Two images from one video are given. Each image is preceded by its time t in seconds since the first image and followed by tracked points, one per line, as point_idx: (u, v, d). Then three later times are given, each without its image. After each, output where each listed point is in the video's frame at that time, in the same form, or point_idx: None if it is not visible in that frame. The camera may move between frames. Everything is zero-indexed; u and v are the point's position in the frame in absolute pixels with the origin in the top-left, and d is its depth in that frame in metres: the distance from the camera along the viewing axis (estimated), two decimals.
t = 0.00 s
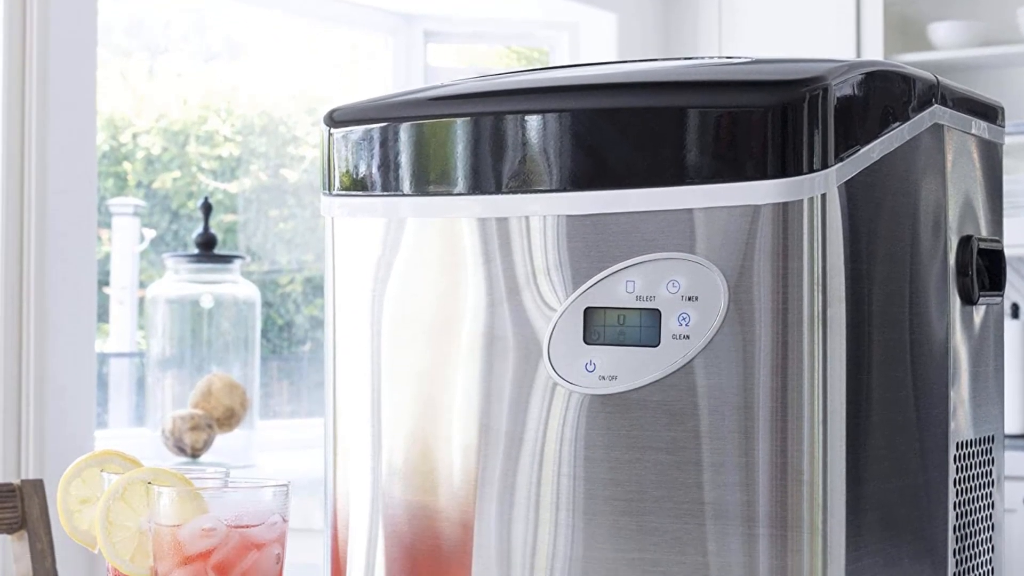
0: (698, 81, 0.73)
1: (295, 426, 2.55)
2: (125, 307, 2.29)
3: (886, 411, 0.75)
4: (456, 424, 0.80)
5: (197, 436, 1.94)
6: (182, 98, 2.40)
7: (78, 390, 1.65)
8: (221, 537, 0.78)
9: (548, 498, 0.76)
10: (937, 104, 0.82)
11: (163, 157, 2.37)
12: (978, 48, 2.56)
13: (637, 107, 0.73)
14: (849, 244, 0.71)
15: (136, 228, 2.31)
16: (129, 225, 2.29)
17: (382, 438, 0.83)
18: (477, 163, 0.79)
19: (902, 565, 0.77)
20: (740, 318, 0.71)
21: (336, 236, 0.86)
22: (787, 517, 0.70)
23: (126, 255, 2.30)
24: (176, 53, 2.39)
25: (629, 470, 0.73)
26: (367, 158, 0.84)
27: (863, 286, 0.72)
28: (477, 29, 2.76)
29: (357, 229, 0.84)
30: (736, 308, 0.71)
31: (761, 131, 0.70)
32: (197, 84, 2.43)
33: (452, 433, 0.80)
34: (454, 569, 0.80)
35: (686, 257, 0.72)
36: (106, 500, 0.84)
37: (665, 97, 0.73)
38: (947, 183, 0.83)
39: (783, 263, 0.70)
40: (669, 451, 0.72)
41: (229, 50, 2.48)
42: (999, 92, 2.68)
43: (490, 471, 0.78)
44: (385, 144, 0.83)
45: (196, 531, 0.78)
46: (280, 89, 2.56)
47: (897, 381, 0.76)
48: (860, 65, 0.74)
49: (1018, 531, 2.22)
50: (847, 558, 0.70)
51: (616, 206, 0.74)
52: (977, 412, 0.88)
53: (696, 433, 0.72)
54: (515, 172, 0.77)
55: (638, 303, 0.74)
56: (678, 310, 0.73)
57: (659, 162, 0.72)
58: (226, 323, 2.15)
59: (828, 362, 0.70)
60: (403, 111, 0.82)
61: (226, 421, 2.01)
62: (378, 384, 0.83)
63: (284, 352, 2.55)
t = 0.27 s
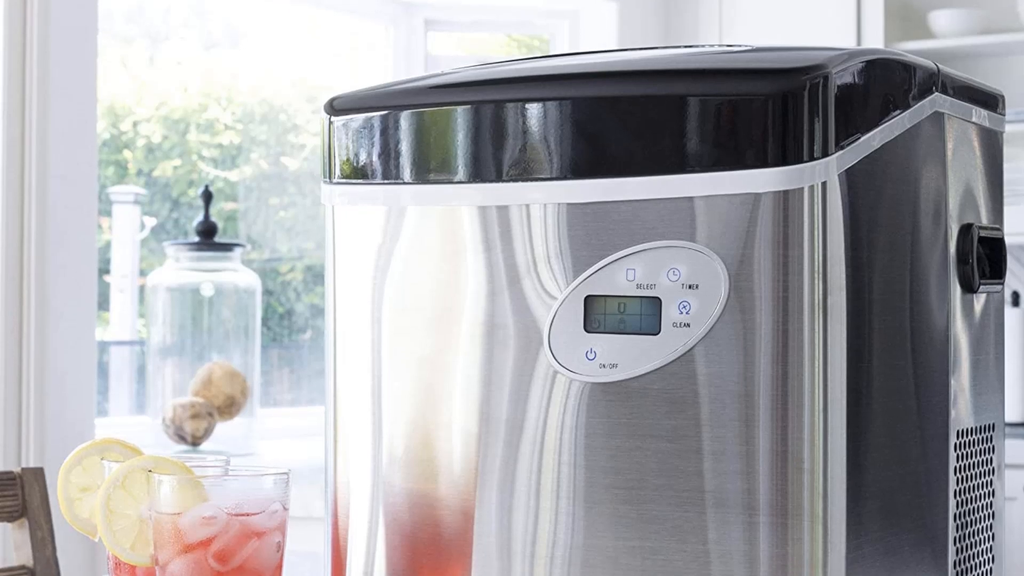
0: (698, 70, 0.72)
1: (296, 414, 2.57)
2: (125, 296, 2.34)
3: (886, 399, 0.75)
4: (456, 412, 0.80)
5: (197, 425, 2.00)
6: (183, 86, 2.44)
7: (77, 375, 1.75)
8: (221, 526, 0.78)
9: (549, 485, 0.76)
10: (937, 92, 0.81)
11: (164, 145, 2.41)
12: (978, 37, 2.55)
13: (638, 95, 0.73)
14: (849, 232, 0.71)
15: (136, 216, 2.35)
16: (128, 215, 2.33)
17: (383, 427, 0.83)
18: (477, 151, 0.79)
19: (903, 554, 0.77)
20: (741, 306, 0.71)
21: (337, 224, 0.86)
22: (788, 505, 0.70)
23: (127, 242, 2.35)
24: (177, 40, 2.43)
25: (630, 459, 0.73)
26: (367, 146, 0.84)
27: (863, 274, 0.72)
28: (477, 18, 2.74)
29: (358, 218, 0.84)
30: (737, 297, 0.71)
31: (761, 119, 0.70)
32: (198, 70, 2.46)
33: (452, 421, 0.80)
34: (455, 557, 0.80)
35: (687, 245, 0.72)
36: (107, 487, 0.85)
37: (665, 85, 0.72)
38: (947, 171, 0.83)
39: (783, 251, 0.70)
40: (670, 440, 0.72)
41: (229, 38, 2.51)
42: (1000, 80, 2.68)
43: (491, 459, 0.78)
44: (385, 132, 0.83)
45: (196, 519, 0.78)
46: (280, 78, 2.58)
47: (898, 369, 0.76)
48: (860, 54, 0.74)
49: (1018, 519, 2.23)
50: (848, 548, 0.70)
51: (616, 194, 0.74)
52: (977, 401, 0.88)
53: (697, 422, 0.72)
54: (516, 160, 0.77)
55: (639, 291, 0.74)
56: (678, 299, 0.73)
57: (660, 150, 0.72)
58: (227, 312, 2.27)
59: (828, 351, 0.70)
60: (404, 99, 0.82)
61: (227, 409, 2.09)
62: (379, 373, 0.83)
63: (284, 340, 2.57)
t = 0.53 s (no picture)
0: (698, 58, 0.72)
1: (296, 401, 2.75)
2: (125, 283, 2.60)
3: (886, 387, 0.75)
4: (457, 401, 0.80)
5: (198, 414, 2.29)
6: (183, 75, 2.66)
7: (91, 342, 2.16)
8: (221, 514, 0.78)
9: (550, 474, 0.76)
10: (937, 81, 0.81)
11: (163, 134, 2.65)
12: (978, 26, 2.53)
13: (638, 84, 0.73)
14: (849, 220, 0.71)
15: (136, 204, 2.60)
16: (127, 203, 2.58)
17: (384, 415, 0.83)
18: (478, 139, 0.79)
19: (903, 542, 0.77)
20: (741, 294, 0.71)
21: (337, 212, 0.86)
22: (789, 494, 0.70)
23: (127, 231, 2.60)
24: (177, 29, 2.65)
25: (631, 447, 0.73)
26: (368, 135, 0.84)
27: (864, 262, 0.72)
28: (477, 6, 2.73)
29: (358, 206, 0.84)
30: (737, 285, 0.71)
31: (761, 108, 0.70)
32: (199, 59, 2.68)
33: (452, 409, 0.80)
34: (455, 546, 0.80)
35: (686, 234, 0.72)
36: (107, 477, 0.85)
37: (665, 74, 0.72)
38: (948, 160, 0.82)
39: (783, 240, 0.70)
40: (671, 428, 0.72)
41: (229, 27, 2.71)
42: (1000, 69, 2.67)
43: (491, 448, 0.78)
44: (386, 121, 0.83)
45: (196, 507, 0.78)
46: (279, 66, 2.74)
47: (898, 357, 0.76)
48: (861, 42, 0.74)
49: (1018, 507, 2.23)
50: (848, 536, 0.70)
51: (616, 182, 0.73)
52: (977, 389, 0.87)
53: (698, 410, 0.72)
54: (516, 149, 0.77)
55: (639, 279, 0.74)
56: (678, 288, 0.73)
57: (660, 139, 0.72)
58: (227, 301, 2.50)
59: (828, 340, 0.70)
60: (405, 88, 0.82)
61: (227, 396, 2.36)
62: (380, 361, 0.83)
63: (285, 329, 2.74)
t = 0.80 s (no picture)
0: (699, 47, 0.72)
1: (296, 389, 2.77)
2: (126, 272, 2.59)
3: (887, 376, 0.75)
4: (457, 390, 0.80)
5: (197, 403, 2.33)
6: (184, 64, 2.67)
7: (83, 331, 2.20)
8: (222, 503, 0.78)
9: (550, 463, 0.76)
10: (937, 70, 0.81)
11: (164, 123, 2.64)
12: (978, 15, 2.53)
13: (638, 73, 0.73)
14: (850, 209, 0.71)
15: (137, 193, 2.59)
16: (128, 191, 2.57)
17: (384, 405, 0.83)
18: (478, 128, 0.79)
19: (903, 531, 0.77)
20: (742, 283, 0.71)
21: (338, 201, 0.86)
22: (789, 483, 0.70)
23: (127, 220, 2.58)
24: (178, 18, 2.66)
25: (631, 436, 0.73)
26: (368, 123, 0.84)
27: (864, 251, 0.72)
28: None
29: (359, 194, 0.84)
30: (738, 274, 0.71)
31: (762, 96, 0.70)
32: (199, 48, 2.69)
33: (453, 398, 0.80)
34: (455, 535, 0.80)
35: (687, 223, 0.72)
36: (108, 466, 0.85)
37: (665, 63, 0.72)
38: (948, 149, 0.82)
39: (784, 229, 0.70)
40: (671, 417, 0.72)
41: (230, 16, 2.71)
42: (1000, 58, 2.67)
43: (491, 437, 0.78)
44: (386, 110, 0.83)
45: (197, 497, 0.78)
46: (280, 54, 2.75)
47: (899, 346, 0.76)
48: (861, 31, 0.74)
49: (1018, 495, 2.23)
50: (848, 525, 0.70)
51: (617, 171, 0.73)
52: (977, 377, 0.87)
53: (698, 399, 0.72)
54: (517, 138, 0.77)
55: (640, 268, 0.74)
56: (678, 277, 0.73)
57: (660, 128, 0.72)
58: (227, 289, 2.54)
59: (829, 329, 0.70)
60: (405, 77, 0.82)
61: (228, 384, 2.40)
62: (381, 351, 0.83)
63: (285, 318, 2.75)
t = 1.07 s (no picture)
0: (699, 36, 0.72)
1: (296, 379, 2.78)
2: (127, 262, 2.59)
3: (887, 365, 0.75)
4: (457, 379, 0.80)
5: (197, 392, 2.34)
6: (185, 53, 2.66)
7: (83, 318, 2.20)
8: (222, 493, 0.78)
9: (550, 452, 0.76)
10: (938, 59, 0.81)
11: (164, 113, 2.64)
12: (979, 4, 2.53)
13: (639, 62, 0.73)
14: (850, 199, 0.71)
15: (136, 182, 2.60)
16: (128, 180, 2.58)
17: (384, 394, 0.83)
18: (479, 117, 0.78)
19: (903, 521, 0.77)
20: (742, 273, 0.71)
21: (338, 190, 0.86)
22: (790, 473, 0.70)
23: (127, 210, 2.60)
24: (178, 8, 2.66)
25: (631, 426, 0.73)
26: (369, 113, 0.84)
27: (865, 241, 0.72)
28: None
29: (359, 184, 0.84)
30: (738, 264, 0.71)
31: (762, 86, 0.69)
32: (200, 39, 2.68)
33: (453, 388, 0.80)
34: (455, 524, 0.80)
35: (687, 213, 0.72)
36: (108, 455, 0.85)
37: (666, 52, 0.72)
38: (948, 138, 0.82)
39: (784, 218, 0.70)
40: (671, 407, 0.72)
41: (231, 6, 2.71)
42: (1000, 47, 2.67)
43: (491, 426, 0.78)
44: (387, 99, 0.83)
45: (196, 486, 0.78)
46: (280, 43, 2.75)
47: (899, 336, 0.76)
48: (861, 20, 0.74)
49: (1018, 484, 2.23)
50: (848, 514, 0.70)
51: (617, 160, 0.73)
52: (977, 366, 0.87)
53: (698, 388, 0.72)
54: (517, 127, 0.77)
55: (640, 258, 0.74)
56: (678, 267, 0.73)
57: (660, 117, 0.72)
58: (227, 279, 2.56)
59: (829, 318, 0.70)
60: (405, 66, 0.82)
61: (228, 373, 2.41)
62: (381, 340, 0.83)
63: (285, 308, 2.77)
